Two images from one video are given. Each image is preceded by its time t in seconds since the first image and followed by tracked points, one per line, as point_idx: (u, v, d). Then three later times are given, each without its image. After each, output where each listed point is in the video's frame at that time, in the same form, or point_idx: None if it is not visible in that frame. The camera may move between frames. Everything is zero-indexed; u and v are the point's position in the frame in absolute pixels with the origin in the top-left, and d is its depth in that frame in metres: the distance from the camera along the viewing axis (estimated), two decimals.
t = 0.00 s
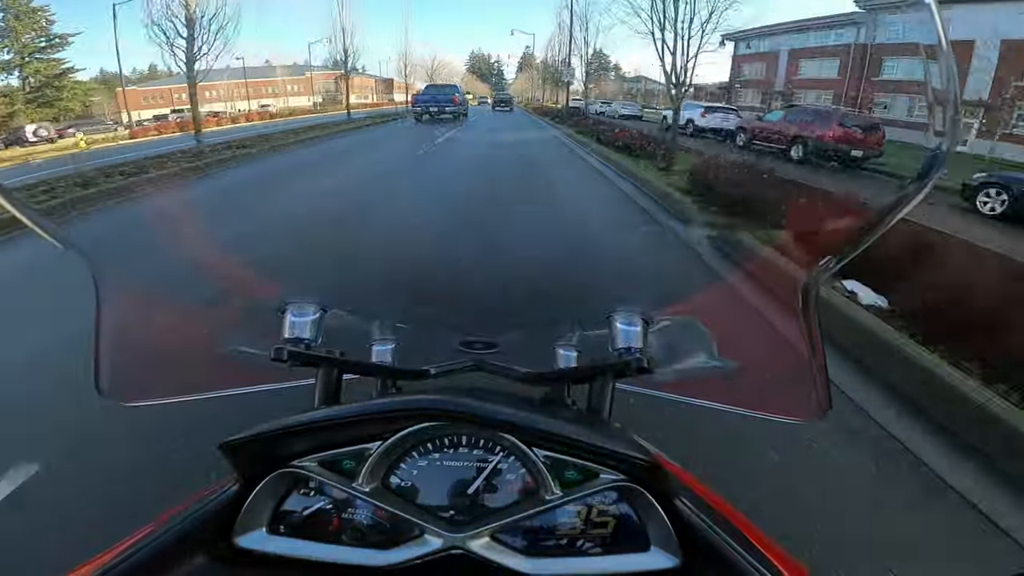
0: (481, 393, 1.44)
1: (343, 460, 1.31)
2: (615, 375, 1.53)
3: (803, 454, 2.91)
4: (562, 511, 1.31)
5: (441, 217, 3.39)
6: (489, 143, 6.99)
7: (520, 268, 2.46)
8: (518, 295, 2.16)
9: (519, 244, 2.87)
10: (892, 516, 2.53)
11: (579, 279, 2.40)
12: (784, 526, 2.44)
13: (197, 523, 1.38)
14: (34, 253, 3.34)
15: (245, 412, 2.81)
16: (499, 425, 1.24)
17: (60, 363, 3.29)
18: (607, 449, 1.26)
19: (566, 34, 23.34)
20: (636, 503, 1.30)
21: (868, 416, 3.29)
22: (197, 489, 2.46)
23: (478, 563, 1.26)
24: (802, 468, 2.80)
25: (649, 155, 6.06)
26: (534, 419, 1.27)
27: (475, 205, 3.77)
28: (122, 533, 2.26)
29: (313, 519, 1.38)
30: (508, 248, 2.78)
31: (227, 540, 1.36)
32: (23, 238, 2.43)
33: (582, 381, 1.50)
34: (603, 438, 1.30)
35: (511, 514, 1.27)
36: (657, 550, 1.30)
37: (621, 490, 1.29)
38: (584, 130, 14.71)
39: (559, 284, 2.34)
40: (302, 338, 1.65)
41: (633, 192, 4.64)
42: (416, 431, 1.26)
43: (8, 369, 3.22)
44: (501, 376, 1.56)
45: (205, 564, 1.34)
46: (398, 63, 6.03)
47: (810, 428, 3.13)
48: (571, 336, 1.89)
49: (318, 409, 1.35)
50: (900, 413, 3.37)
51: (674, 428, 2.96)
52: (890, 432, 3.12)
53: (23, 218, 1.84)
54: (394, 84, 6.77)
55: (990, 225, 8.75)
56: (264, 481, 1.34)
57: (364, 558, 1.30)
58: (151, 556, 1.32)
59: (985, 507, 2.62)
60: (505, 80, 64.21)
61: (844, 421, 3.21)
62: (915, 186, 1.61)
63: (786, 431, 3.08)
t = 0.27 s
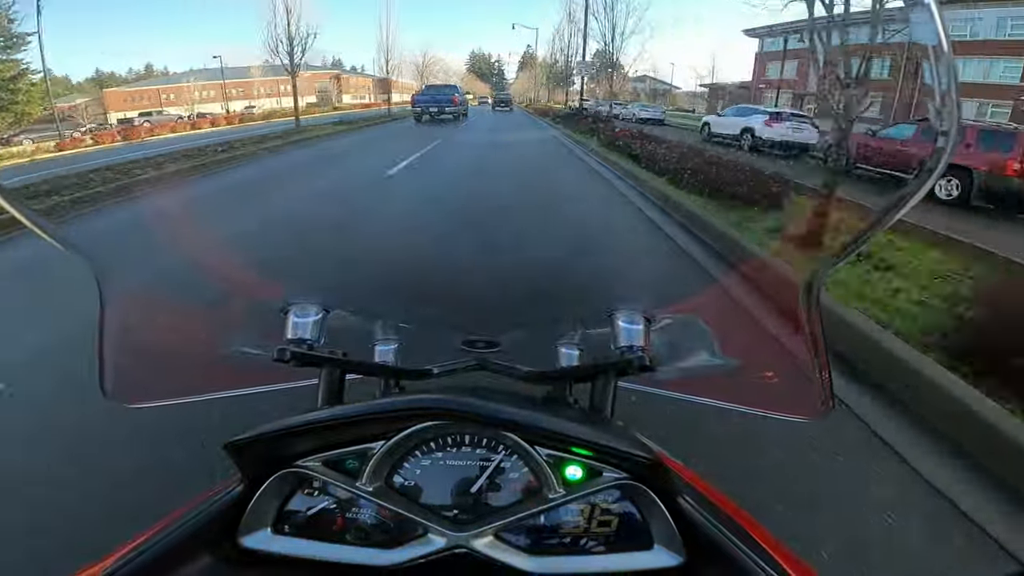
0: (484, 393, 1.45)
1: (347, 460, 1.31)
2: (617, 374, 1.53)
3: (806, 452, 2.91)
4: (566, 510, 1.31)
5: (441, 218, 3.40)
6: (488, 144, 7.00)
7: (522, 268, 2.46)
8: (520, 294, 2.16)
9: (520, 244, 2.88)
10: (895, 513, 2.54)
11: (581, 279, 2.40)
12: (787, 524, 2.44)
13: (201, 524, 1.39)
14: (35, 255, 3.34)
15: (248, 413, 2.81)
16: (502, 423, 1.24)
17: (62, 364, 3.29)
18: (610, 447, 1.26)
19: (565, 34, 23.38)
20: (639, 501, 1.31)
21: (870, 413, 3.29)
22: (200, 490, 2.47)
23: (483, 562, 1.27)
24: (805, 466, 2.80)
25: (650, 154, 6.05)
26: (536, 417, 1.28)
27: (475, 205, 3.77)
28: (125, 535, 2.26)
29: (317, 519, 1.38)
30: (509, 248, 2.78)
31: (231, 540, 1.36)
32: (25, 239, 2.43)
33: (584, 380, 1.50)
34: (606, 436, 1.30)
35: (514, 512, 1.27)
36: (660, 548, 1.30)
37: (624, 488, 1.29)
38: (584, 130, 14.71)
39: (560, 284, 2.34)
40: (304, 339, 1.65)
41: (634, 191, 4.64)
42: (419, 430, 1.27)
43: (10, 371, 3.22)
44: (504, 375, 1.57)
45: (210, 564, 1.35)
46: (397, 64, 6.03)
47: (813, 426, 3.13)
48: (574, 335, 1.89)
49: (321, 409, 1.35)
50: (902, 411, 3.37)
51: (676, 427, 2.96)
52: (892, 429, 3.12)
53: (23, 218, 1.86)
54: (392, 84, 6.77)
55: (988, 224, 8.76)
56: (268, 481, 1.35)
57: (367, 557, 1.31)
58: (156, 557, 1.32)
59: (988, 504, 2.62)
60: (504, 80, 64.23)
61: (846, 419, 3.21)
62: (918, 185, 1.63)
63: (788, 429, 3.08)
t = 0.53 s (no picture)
0: (487, 394, 1.44)
1: (350, 463, 1.31)
2: (619, 375, 1.53)
3: (810, 451, 2.90)
4: (569, 512, 1.31)
5: (441, 220, 3.40)
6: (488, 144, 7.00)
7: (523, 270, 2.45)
8: (522, 296, 2.16)
9: (521, 245, 2.87)
10: (900, 512, 2.53)
11: (583, 279, 2.40)
12: (791, 523, 2.43)
13: (205, 527, 1.39)
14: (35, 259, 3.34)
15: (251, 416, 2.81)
16: (505, 426, 1.24)
17: (63, 369, 3.29)
18: (614, 449, 1.26)
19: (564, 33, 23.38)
20: (643, 503, 1.30)
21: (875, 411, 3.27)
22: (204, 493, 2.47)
23: (487, 565, 1.27)
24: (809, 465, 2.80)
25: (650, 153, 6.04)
26: (539, 420, 1.27)
27: (476, 206, 3.77)
28: (129, 538, 2.26)
29: (321, 522, 1.38)
30: (510, 249, 2.78)
31: (235, 543, 1.36)
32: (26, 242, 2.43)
33: (587, 382, 1.50)
34: (609, 437, 1.30)
35: (518, 515, 1.27)
36: (664, 549, 1.30)
37: (628, 490, 1.29)
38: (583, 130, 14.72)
39: (562, 285, 2.34)
40: (307, 342, 1.65)
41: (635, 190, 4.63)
42: (422, 433, 1.26)
43: (11, 375, 3.22)
44: (505, 376, 1.56)
45: (214, 568, 1.34)
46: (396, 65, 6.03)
47: (817, 424, 3.12)
48: (576, 335, 1.89)
49: (324, 413, 1.35)
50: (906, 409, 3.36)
51: (679, 426, 2.96)
52: (896, 427, 3.12)
53: (22, 219, 1.82)
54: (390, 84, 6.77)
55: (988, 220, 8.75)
56: (272, 484, 1.35)
57: (372, 561, 1.31)
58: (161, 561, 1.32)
59: (993, 502, 2.62)
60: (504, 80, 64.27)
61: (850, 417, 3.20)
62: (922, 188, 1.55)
63: (792, 428, 3.06)
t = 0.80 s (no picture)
0: (487, 394, 1.44)
1: (351, 463, 1.31)
2: (619, 374, 1.53)
3: (810, 449, 2.90)
4: (571, 511, 1.30)
5: (439, 221, 3.40)
6: (488, 145, 7.01)
7: (522, 270, 2.46)
8: (521, 295, 2.16)
9: (520, 244, 2.87)
10: (900, 510, 2.53)
11: (582, 279, 2.40)
12: (792, 522, 2.43)
13: (205, 528, 1.38)
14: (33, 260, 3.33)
15: (251, 417, 2.81)
16: (505, 425, 1.24)
17: (62, 370, 3.28)
18: (615, 448, 1.26)
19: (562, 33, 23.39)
20: (644, 501, 1.30)
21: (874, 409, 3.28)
22: (204, 494, 2.47)
23: (489, 564, 1.26)
24: (809, 463, 2.80)
25: (649, 153, 6.05)
26: (540, 419, 1.27)
27: (475, 206, 3.77)
28: (129, 540, 2.26)
29: (322, 523, 1.38)
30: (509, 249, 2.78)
31: (236, 544, 1.36)
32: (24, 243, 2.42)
33: (587, 380, 1.50)
34: (610, 436, 1.30)
35: (519, 514, 1.26)
36: (665, 548, 1.30)
37: (630, 488, 1.29)
38: (581, 130, 14.73)
39: (561, 284, 2.34)
40: (307, 342, 1.65)
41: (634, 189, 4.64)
42: (422, 433, 1.26)
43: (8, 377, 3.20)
44: (506, 376, 1.57)
45: (215, 569, 1.34)
46: (393, 65, 6.03)
47: (816, 423, 3.12)
48: (576, 334, 1.90)
49: (324, 413, 1.35)
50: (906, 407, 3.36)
51: (679, 425, 2.96)
52: (895, 425, 3.12)
53: (21, 219, 1.86)
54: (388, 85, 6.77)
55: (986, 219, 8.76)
56: (272, 485, 1.35)
57: (373, 561, 1.31)
58: (162, 562, 1.32)
59: (993, 499, 2.62)
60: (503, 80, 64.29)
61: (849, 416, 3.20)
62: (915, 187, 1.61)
63: (792, 426, 3.07)
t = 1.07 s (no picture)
0: (483, 394, 1.44)
1: (346, 464, 1.30)
2: (616, 375, 1.53)
3: (807, 450, 2.90)
4: (567, 512, 1.30)
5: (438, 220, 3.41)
6: (486, 145, 7.01)
7: (520, 270, 2.45)
8: (518, 296, 2.16)
9: (518, 244, 2.88)
10: (896, 512, 2.53)
11: (580, 280, 2.40)
12: (789, 523, 2.44)
13: (200, 528, 1.38)
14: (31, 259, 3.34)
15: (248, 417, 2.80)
16: (502, 425, 1.24)
17: (58, 369, 3.28)
18: (611, 449, 1.26)
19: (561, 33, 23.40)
20: (640, 502, 1.30)
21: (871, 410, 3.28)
22: (201, 494, 2.46)
23: (484, 565, 1.26)
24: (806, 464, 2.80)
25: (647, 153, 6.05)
26: (537, 419, 1.27)
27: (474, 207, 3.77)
28: (124, 539, 2.26)
29: (317, 523, 1.38)
30: (507, 249, 2.78)
31: (232, 544, 1.35)
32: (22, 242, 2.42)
33: (584, 382, 1.49)
34: (606, 437, 1.30)
35: (515, 515, 1.26)
36: (661, 549, 1.30)
37: (626, 490, 1.28)
38: (580, 130, 14.73)
39: (558, 284, 2.34)
40: (303, 342, 1.65)
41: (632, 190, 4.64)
42: (418, 434, 1.26)
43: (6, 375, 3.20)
44: (502, 376, 1.56)
45: (210, 569, 1.34)
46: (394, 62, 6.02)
47: (813, 424, 3.12)
48: (572, 335, 1.89)
49: (320, 413, 1.35)
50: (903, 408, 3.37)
51: (675, 425, 2.96)
52: (892, 426, 3.12)
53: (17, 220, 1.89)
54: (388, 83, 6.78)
55: (984, 221, 8.76)
56: (267, 486, 1.34)
57: (369, 562, 1.30)
58: (158, 562, 1.32)
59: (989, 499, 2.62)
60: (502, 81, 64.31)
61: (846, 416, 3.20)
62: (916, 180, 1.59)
63: (789, 427, 3.07)
